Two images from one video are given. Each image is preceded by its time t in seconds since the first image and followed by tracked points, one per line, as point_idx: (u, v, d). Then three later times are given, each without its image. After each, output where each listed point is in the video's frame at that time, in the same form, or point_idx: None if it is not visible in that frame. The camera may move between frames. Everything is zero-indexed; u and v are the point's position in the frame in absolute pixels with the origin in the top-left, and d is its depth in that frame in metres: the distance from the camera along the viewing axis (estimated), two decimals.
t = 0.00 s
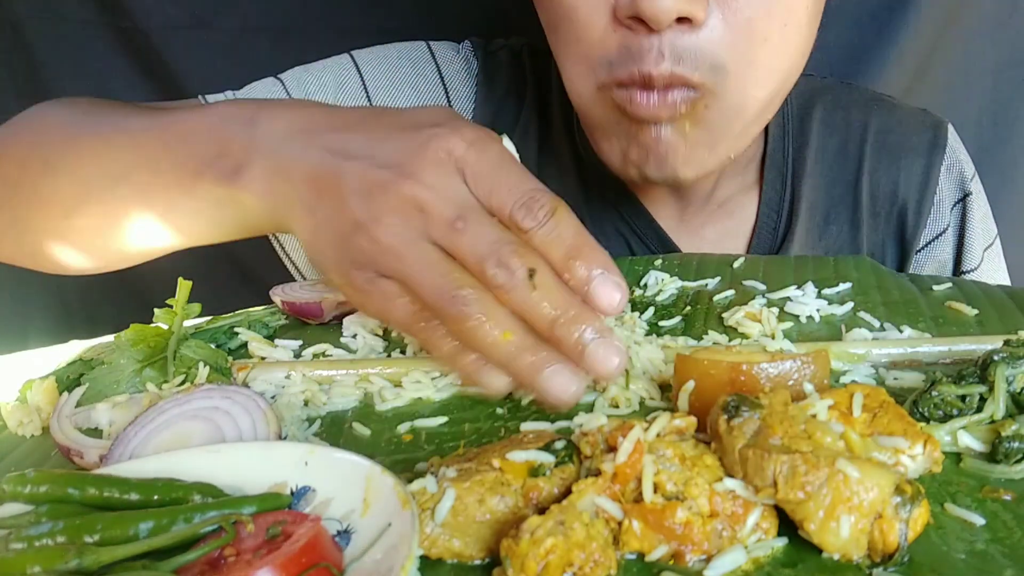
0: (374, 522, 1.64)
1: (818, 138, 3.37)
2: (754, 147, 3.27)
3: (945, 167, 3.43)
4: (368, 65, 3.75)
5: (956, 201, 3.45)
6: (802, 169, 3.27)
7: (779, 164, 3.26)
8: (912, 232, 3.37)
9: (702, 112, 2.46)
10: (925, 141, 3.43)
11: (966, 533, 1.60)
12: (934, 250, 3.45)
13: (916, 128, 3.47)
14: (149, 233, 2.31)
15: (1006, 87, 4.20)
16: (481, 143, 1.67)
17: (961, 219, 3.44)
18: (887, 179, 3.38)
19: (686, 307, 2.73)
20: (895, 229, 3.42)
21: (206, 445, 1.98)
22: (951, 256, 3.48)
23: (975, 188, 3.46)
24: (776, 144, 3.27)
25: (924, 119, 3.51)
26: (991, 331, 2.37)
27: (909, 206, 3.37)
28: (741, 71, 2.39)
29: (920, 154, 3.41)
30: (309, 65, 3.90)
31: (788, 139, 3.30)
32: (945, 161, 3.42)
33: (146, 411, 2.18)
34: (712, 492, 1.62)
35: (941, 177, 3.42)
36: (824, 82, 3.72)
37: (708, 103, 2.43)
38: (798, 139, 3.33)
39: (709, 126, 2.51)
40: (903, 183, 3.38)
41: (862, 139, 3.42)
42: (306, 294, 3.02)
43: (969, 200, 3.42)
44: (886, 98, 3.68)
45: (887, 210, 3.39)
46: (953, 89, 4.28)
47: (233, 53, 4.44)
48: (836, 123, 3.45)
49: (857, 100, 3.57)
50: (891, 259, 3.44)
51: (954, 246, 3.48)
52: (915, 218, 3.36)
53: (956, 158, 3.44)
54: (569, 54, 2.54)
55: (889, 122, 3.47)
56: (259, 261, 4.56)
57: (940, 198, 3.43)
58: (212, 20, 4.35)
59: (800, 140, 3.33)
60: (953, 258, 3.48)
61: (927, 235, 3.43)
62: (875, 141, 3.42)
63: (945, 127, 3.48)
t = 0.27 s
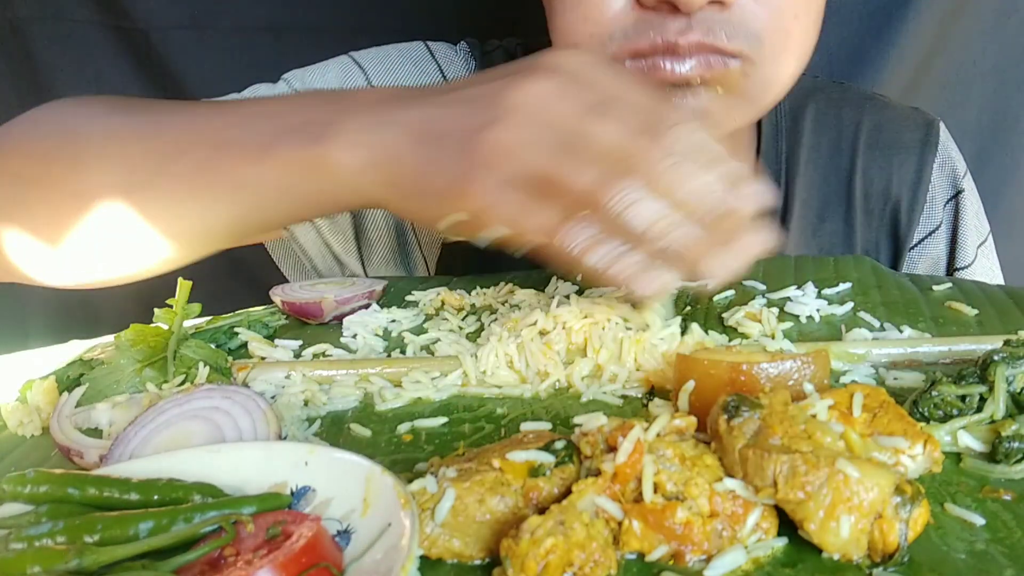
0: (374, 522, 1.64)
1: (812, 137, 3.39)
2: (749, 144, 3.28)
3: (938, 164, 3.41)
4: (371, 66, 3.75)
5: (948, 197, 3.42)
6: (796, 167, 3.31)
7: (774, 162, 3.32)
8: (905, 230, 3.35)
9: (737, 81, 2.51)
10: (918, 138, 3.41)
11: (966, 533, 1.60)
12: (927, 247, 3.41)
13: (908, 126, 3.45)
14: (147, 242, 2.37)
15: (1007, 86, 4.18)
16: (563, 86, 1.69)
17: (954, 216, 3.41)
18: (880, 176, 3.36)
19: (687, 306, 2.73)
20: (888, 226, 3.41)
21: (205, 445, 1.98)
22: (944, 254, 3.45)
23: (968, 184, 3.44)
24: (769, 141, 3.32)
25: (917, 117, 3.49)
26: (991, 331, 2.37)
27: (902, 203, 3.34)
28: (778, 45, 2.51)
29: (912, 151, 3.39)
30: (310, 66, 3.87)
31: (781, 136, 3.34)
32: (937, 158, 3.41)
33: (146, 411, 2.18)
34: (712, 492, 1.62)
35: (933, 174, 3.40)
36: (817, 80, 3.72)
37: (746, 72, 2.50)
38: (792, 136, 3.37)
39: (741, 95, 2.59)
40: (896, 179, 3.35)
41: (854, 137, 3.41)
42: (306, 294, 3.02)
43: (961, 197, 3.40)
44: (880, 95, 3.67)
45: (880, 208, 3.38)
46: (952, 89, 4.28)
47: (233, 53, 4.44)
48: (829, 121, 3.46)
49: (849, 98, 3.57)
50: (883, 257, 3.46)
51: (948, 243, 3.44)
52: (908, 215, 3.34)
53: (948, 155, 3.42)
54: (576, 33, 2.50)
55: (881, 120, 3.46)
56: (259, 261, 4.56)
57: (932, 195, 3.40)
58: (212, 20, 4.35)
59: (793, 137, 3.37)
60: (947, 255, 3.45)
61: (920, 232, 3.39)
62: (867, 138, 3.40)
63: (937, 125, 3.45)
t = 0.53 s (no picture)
0: (374, 522, 1.64)
1: (818, 138, 3.39)
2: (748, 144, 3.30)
3: (942, 166, 3.43)
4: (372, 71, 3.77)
5: (953, 200, 3.45)
6: (803, 168, 3.31)
7: (781, 165, 3.33)
8: (911, 230, 3.33)
9: (738, 87, 2.63)
10: (923, 139, 3.42)
11: (966, 533, 1.60)
12: (933, 248, 3.39)
13: (913, 127, 3.46)
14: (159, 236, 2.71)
15: (1005, 86, 4.20)
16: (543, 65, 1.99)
17: (959, 218, 3.44)
18: (886, 176, 3.35)
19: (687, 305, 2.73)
20: (894, 227, 3.38)
21: (205, 445, 1.98)
22: (949, 255, 3.44)
23: (972, 187, 3.46)
24: (778, 142, 3.33)
25: (921, 118, 3.50)
26: (991, 331, 2.37)
27: (908, 204, 3.32)
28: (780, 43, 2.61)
29: (917, 152, 3.39)
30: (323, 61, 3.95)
31: (789, 138, 3.35)
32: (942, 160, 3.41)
33: (146, 411, 2.18)
34: (712, 492, 1.61)
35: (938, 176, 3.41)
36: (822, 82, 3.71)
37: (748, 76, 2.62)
38: (799, 138, 3.38)
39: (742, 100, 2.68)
40: (902, 179, 3.34)
41: (860, 138, 3.42)
42: (306, 294, 3.02)
43: (967, 199, 3.42)
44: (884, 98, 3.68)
45: (886, 209, 3.35)
46: (951, 89, 4.29)
47: (232, 53, 4.43)
48: (835, 123, 3.46)
49: (855, 99, 3.57)
50: (889, 259, 3.41)
51: (953, 245, 3.45)
52: (914, 216, 3.32)
53: (953, 158, 3.45)
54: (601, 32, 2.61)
55: (886, 121, 3.47)
56: (259, 261, 4.56)
57: (937, 197, 3.42)
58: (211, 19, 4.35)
59: (800, 138, 3.38)
60: (951, 256, 3.44)
61: (926, 233, 3.38)
62: (872, 140, 3.41)
63: (942, 126, 3.48)
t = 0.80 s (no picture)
0: (374, 523, 1.64)
1: (816, 140, 3.38)
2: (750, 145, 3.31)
3: (941, 169, 3.43)
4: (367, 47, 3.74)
5: (951, 203, 3.44)
6: (800, 171, 3.29)
7: (776, 166, 3.29)
8: (908, 235, 3.36)
9: (762, 47, 2.54)
10: (922, 143, 3.42)
11: (966, 534, 1.60)
12: (929, 252, 3.43)
13: (913, 129, 3.46)
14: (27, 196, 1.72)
15: (1006, 86, 4.19)
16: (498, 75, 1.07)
17: (958, 221, 3.42)
18: (884, 180, 3.36)
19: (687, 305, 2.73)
20: (892, 230, 3.41)
21: (205, 445, 1.98)
22: (948, 258, 3.47)
23: (972, 190, 3.44)
24: (773, 143, 3.31)
25: (921, 121, 3.50)
26: (991, 331, 2.37)
27: (905, 208, 3.35)
28: (802, 19, 2.53)
29: (916, 155, 3.40)
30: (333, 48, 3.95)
31: (785, 139, 3.32)
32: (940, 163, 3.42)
33: (146, 411, 2.18)
34: (712, 492, 1.62)
35: (936, 180, 3.41)
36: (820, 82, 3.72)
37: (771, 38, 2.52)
38: (795, 140, 3.36)
39: (766, 65, 2.60)
40: (900, 183, 3.36)
41: (858, 140, 3.41)
42: (306, 294, 3.02)
43: (966, 202, 3.40)
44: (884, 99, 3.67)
45: (884, 212, 3.38)
46: (951, 89, 4.28)
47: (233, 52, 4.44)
48: (833, 124, 3.46)
49: (855, 101, 3.56)
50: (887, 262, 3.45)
51: (952, 248, 3.46)
52: (911, 220, 3.35)
53: (951, 161, 3.44)
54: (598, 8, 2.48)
55: (886, 123, 3.46)
56: (259, 261, 4.56)
57: (936, 201, 3.41)
58: (212, 19, 4.35)
59: (797, 139, 3.36)
60: (950, 259, 3.47)
61: (923, 238, 3.41)
62: (872, 142, 3.41)
63: (941, 129, 3.47)
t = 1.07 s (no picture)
0: (374, 522, 1.65)
1: (817, 140, 3.37)
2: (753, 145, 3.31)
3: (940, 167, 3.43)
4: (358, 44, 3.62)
5: (949, 201, 3.45)
6: (801, 170, 3.29)
7: (779, 165, 3.29)
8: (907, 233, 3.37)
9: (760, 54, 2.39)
10: (921, 142, 3.43)
11: (966, 533, 1.60)
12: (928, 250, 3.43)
13: (912, 128, 3.47)
14: None
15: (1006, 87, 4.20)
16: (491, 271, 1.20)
17: (956, 219, 3.43)
18: (883, 179, 3.37)
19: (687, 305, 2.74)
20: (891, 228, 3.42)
21: (205, 445, 1.98)
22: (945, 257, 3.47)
23: (969, 188, 3.45)
24: (774, 144, 3.31)
25: (919, 120, 3.51)
26: (991, 331, 2.38)
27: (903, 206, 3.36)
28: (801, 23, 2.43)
29: (915, 154, 3.41)
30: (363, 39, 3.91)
31: (786, 139, 3.33)
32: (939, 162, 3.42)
33: (146, 411, 2.18)
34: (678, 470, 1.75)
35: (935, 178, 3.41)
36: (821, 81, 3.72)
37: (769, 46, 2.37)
38: (796, 139, 3.36)
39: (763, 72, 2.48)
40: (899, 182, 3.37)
41: (859, 140, 3.40)
42: (306, 294, 3.02)
43: (964, 200, 3.41)
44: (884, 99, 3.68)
45: (883, 211, 3.38)
46: (952, 88, 4.28)
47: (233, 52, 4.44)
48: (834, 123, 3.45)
49: (854, 100, 3.56)
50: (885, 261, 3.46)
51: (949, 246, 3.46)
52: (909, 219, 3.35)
53: (951, 160, 3.44)
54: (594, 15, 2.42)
55: (885, 122, 3.46)
56: (259, 260, 4.56)
57: (934, 199, 3.42)
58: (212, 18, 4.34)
59: (798, 139, 3.36)
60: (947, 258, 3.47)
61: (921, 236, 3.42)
62: (872, 141, 3.41)
63: (938, 129, 3.48)
